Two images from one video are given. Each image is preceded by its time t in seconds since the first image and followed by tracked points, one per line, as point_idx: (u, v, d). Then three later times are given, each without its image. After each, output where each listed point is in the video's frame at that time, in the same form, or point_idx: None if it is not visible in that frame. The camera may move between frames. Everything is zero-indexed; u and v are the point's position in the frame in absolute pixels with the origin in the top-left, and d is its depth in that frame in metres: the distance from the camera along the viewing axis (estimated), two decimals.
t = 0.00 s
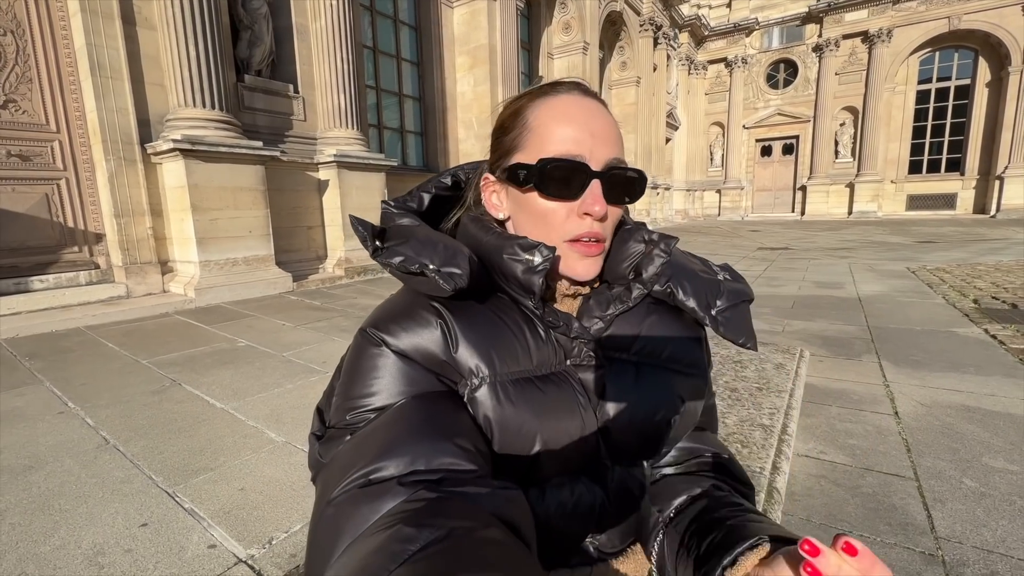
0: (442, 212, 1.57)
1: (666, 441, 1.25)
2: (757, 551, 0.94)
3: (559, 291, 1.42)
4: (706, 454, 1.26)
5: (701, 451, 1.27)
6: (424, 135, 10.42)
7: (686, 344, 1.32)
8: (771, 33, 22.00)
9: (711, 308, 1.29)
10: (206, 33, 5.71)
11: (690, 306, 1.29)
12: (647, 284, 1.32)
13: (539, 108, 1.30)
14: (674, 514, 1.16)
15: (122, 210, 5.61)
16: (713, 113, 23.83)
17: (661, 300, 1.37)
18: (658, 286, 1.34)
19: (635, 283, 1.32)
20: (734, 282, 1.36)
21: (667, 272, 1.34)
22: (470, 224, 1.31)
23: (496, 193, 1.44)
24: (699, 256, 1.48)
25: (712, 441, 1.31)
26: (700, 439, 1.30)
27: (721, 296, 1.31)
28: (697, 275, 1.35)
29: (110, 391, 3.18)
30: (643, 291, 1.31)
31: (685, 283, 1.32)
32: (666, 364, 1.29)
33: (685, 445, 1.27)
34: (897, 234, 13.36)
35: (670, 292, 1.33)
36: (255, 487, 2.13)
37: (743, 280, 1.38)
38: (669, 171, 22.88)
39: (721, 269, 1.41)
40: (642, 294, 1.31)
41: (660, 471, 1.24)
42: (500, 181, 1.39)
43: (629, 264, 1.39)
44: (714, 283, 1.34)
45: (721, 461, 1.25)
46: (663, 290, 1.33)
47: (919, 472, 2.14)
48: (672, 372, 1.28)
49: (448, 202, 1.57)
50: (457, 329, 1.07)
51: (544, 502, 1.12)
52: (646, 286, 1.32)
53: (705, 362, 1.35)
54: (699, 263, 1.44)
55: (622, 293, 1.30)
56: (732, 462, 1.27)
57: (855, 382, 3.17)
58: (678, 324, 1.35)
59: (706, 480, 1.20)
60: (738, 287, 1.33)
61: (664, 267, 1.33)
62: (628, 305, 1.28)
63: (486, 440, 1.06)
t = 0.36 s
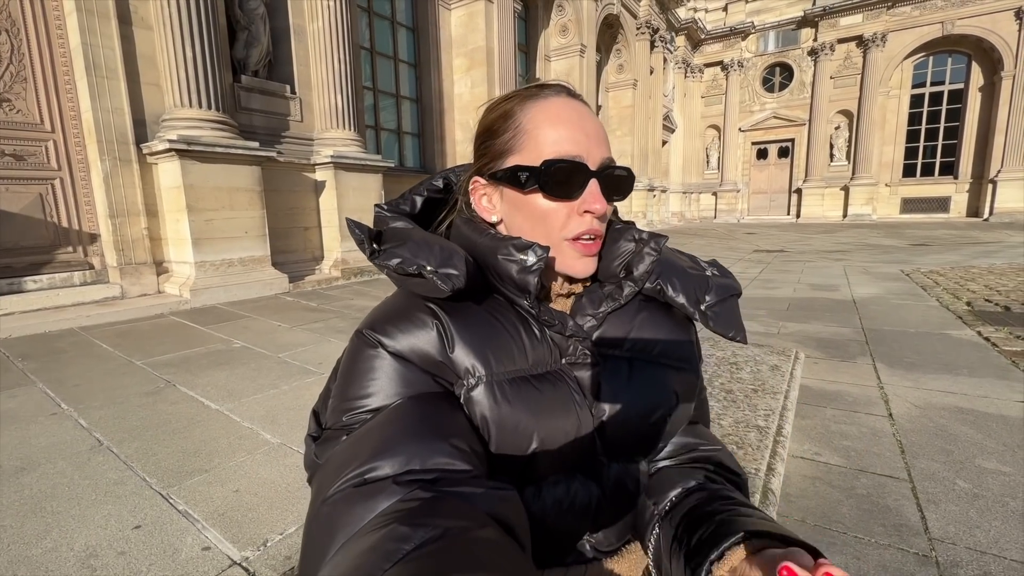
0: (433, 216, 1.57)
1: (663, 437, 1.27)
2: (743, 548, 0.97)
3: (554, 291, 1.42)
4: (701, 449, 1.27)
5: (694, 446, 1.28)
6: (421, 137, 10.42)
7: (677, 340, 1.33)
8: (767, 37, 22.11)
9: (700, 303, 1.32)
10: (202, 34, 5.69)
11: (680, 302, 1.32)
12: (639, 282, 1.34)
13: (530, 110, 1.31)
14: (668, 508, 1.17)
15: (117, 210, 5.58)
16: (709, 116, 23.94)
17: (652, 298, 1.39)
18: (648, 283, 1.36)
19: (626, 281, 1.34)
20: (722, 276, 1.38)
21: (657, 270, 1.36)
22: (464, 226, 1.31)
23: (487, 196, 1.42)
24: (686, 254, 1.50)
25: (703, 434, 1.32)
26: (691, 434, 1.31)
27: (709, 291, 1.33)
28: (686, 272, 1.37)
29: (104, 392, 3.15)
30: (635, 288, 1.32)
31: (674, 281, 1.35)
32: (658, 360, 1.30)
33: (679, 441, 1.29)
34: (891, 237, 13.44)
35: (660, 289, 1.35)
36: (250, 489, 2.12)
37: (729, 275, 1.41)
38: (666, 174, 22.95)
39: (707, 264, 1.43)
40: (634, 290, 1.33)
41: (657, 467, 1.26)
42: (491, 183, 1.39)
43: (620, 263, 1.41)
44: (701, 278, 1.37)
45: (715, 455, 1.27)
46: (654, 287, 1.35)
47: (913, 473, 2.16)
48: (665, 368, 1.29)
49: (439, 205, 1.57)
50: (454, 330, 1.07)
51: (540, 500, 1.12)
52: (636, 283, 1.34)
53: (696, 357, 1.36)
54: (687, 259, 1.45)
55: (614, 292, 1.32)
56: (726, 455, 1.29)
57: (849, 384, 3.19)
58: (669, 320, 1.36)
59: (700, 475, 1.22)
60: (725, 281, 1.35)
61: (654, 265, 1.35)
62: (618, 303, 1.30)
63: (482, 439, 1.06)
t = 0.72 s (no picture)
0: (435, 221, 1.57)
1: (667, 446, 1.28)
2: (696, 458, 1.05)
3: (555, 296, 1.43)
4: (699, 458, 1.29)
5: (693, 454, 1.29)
6: (421, 139, 10.43)
7: (678, 347, 1.33)
8: (765, 45, 22.29)
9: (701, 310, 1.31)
10: (203, 34, 5.69)
11: (682, 308, 1.31)
12: (642, 288, 1.34)
13: (526, 119, 1.30)
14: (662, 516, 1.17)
15: (114, 208, 5.55)
16: (707, 122, 24.07)
17: (653, 304, 1.39)
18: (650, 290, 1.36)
19: (629, 288, 1.34)
20: (722, 284, 1.38)
21: (660, 276, 1.37)
22: (465, 232, 1.31)
23: (485, 204, 1.43)
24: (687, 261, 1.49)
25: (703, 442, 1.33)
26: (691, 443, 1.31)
27: (711, 298, 1.33)
28: (686, 278, 1.37)
29: (98, 392, 3.13)
30: (638, 294, 1.32)
31: (676, 287, 1.34)
32: (661, 368, 1.30)
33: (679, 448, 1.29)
34: (887, 245, 13.51)
35: (662, 295, 1.34)
36: (245, 491, 2.10)
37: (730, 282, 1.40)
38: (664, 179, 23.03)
39: (708, 272, 1.43)
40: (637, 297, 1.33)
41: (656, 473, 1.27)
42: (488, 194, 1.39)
43: (623, 269, 1.41)
44: (702, 285, 1.36)
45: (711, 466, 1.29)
46: (655, 294, 1.35)
47: (909, 482, 2.16)
48: (667, 376, 1.29)
49: (440, 210, 1.57)
50: (457, 337, 1.07)
51: (543, 505, 1.13)
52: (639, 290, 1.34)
53: (697, 365, 1.36)
54: (688, 266, 1.45)
55: (618, 298, 1.31)
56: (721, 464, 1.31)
57: (845, 392, 3.19)
58: (671, 327, 1.35)
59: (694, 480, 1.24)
60: (725, 289, 1.35)
61: (656, 272, 1.36)
62: (622, 309, 1.29)
63: (486, 444, 1.05)
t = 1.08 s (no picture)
0: (435, 226, 1.58)
1: (664, 453, 1.29)
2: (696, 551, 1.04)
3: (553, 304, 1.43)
4: (695, 466, 1.30)
5: (689, 462, 1.31)
6: (420, 142, 10.44)
7: (679, 357, 1.34)
8: (763, 53, 22.48)
9: (701, 321, 1.31)
10: (203, 33, 5.68)
11: (684, 319, 1.31)
12: (646, 297, 1.35)
13: (514, 127, 1.31)
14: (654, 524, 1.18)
15: (111, 207, 5.53)
16: (705, 129, 24.20)
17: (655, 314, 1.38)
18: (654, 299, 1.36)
19: (635, 298, 1.35)
20: (723, 296, 1.38)
21: (663, 285, 1.36)
22: (462, 239, 1.30)
23: (479, 214, 1.44)
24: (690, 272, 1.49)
25: (699, 450, 1.35)
26: (688, 451, 1.32)
27: (710, 310, 1.32)
28: (689, 288, 1.37)
29: (91, 391, 3.11)
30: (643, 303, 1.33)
31: (680, 297, 1.33)
32: (662, 378, 1.31)
33: (677, 457, 1.31)
34: (883, 253, 13.59)
35: (665, 305, 1.34)
36: (239, 493, 2.09)
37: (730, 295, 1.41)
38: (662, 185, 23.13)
39: (709, 282, 1.43)
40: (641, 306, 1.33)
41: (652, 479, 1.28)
42: (483, 203, 1.40)
43: (627, 278, 1.41)
44: (705, 296, 1.35)
45: (703, 472, 1.30)
46: (658, 303, 1.35)
47: (903, 489, 2.16)
48: (668, 386, 1.30)
49: (440, 216, 1.58)
50: (453, 343, 1.07)
51: (539, 512, 1.13)
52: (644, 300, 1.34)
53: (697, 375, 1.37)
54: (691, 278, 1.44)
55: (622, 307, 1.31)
56: (716, 471, 1.32)
57: (841, 398, 3.20)
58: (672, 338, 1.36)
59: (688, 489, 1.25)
60: (725, 301, 1.35)
61: (660, 282, 1.36)
62: (626, 318, 1.30)
63: (482, 451, 1.05)
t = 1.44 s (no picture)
0: (444, 222, 1.59)
1: (669, 458, 1.31)
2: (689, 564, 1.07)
3: (561, 304, 1.44)
4: (699, 472, 1.32)
5: (692, 467, 1.32)
6: (418, 143, 10.46)
7: (687, 361, 1.35)
8: (760, 57, 22.61)
9: (712, 327, 1.32)
10: (202, 34, 5.68)
11: (695, 324, 1.32)
12: (658, 300, 1.34)
13: (525, 127, 1.32)
14: (652, 527, 1.22)
15: (108, 207, 5.51)
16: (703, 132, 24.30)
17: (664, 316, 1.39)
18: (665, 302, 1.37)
19: (648, 299, 1.34)
20: (733, 301, 1.39)
21: (675, 288, 1.36)
22: (470, 237, 1.31)
23: (487, 214, 1.45)
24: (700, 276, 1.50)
25: (703, 455, 1.36)
26: (693, 457, 1.34)
27: (721, 315, 1.34)
28: (699, 293, 1.37)
29: (87, 390, 3.10)
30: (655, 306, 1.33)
31: (692, 302, 1.34)
32: (669, 382, 1.32)
33: (682, 462, 1.32)
34: (878, 256, 13.64)
35: (676, 308, 1.35)
36: (236, 493, 2.08)
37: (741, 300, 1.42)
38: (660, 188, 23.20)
39: (719, 288, 1.44)
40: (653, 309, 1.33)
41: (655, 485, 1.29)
42: (491, 202, 1.41)
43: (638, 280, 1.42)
44: (715, 302, 1.37)
45: (706, 479, 1.32)
46: (670, 306, 1.35)
47: (898, 491, 2.18)
48: (674, 390, 1.32)
49: (449, 212, 1.59)
50: (460, 341, 1.08)
51: (542, 512, 1.13)
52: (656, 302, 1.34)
53: (705, 378, 1.38)
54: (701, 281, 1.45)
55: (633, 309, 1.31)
56: (718, 477, 1.34)
57: (837, 401, 3.22)
58: (680, 340, 1.38)
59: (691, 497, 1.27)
60: (735, 307, 1.36)
61: (672, 285, 1.35)
62: (637, 321, 1.29)
63: (487, 449, 1.06)
